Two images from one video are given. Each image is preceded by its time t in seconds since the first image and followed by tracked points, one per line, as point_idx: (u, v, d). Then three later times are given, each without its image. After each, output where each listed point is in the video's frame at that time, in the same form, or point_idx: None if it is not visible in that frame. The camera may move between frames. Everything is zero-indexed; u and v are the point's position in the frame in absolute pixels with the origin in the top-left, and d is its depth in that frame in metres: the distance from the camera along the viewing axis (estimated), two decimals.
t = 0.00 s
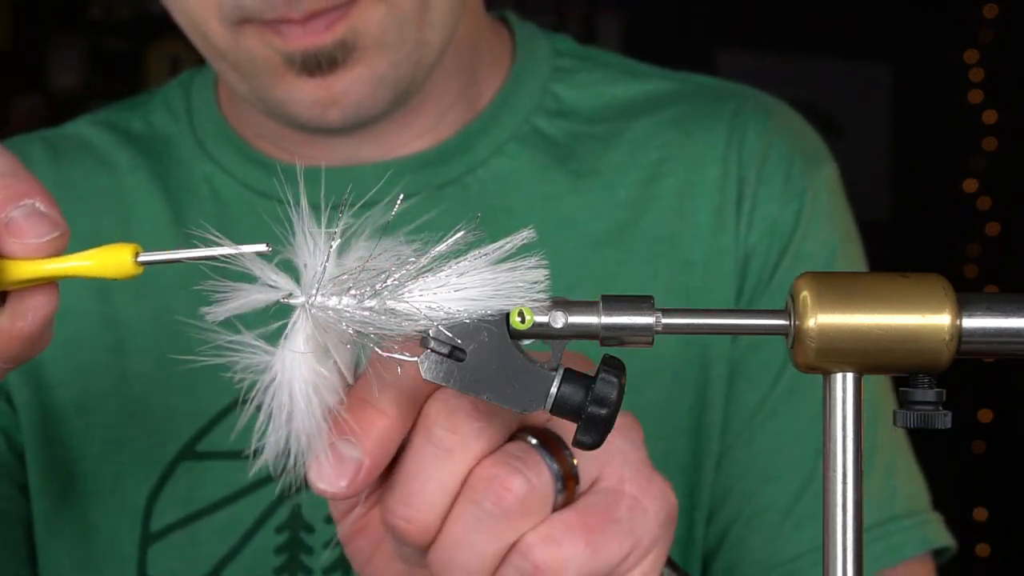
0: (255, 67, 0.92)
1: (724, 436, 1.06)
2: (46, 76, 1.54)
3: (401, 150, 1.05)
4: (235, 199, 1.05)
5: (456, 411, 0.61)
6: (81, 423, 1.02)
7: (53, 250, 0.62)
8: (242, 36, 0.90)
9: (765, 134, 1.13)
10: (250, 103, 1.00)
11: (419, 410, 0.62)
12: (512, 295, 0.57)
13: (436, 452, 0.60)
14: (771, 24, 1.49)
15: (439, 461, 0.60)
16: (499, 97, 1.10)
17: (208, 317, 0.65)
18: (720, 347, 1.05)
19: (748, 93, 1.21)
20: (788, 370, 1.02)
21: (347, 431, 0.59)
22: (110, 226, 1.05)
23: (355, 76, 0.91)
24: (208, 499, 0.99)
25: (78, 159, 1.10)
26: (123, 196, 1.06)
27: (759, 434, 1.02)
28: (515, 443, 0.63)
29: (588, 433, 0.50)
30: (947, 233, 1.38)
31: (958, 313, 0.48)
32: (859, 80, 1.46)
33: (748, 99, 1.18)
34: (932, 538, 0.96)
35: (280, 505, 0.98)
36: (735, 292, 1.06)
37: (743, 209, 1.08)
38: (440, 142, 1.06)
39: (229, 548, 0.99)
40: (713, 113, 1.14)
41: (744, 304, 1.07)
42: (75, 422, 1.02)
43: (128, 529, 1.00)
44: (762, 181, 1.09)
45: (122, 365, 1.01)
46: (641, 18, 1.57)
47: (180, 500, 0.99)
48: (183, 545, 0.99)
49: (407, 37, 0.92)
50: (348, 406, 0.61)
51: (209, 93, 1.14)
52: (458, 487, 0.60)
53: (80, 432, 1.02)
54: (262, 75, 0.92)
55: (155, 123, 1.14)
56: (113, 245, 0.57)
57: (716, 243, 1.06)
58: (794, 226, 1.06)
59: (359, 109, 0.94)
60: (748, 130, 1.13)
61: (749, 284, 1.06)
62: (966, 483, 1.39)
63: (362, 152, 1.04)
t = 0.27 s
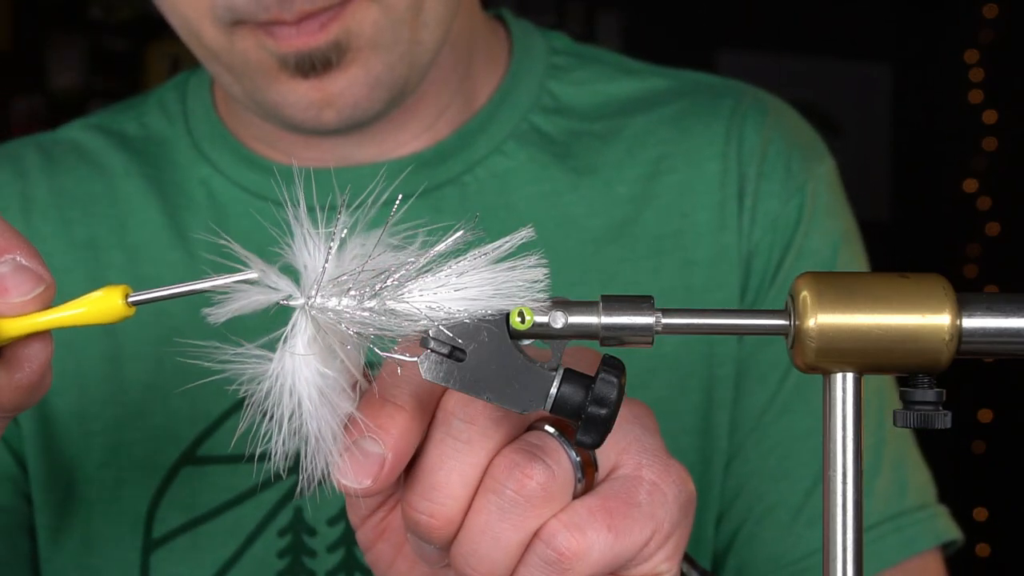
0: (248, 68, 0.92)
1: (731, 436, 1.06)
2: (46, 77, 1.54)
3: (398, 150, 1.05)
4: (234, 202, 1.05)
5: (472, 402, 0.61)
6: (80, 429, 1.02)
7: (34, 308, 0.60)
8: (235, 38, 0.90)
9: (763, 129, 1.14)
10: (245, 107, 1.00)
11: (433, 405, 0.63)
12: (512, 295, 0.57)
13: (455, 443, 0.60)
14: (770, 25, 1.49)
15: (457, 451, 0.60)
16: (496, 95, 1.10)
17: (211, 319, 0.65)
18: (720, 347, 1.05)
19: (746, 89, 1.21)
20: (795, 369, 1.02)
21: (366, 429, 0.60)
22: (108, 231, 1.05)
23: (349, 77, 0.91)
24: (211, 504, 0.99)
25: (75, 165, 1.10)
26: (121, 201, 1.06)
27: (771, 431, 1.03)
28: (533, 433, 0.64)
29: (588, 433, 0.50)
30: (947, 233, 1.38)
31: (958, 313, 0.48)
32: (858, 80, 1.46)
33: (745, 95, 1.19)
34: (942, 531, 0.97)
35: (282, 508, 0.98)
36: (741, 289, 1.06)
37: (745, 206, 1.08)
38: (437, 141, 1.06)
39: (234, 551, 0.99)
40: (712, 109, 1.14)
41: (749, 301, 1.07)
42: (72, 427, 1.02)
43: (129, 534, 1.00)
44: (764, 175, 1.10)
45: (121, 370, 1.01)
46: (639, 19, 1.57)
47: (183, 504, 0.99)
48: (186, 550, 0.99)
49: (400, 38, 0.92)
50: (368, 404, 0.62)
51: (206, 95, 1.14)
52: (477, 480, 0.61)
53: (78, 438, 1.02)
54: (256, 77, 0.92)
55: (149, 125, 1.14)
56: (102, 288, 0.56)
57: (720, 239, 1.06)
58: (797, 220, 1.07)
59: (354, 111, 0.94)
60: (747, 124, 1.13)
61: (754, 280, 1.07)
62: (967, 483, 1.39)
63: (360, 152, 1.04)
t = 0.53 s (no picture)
0: (244, 69, 0.92)
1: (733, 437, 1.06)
2: (46, 77, 1.58)
3: (396, 150, 1.05)
4: (233, 203, 1.05)
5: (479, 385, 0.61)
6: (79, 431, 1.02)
7: (53, 324, 0.59)
8: (231, 39, 0.90)
9: (762, 127, 1.13)
10: (242, 107, 1.00)
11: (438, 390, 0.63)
12: (513, 295, 0.57)
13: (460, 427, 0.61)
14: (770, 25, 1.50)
15: (462, 435, 0.61)
16: (493, 94, 1.10)
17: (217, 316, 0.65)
18: (720, 347, 1.05)
19: (745, 87, 1.21)
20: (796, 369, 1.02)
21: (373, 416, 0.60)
22: (106, 233, 1.05)
23: (345, 77, 0.91)
24: (211, 506, 0.99)
25: (72, 166, 1.10)
26: (118, 202, 1.06)
27: (774, 430, 1.03)
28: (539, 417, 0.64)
29: (588, 433, 0.51)
30: (947, 233, 1.37)
31: (958, 313, 0.48)
32: (858, 80, 1.46)
33: (745, 93, 1.19)
34: (946, 528, 0.97)
35: (283, 508, 0.98)
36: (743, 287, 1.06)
37: (746, 205, 1.08)
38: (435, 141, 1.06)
39: (234, 553, 0.99)
40: (711, 107, 1.14)
41: (750, 300, 1.07)
42: (70, 429, 1.02)
43: (128, 536, 1.00)
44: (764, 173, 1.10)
45: (118, 372, 1.01)
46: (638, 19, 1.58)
47: (182, 506, 0.99)
48: (185, 551, 0.99)
49: (397, 39, 0.92)
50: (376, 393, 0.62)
51: (203, 95, 1.14)
52: (483, 462, 0.61)
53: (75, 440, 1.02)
54: (253, 78, 0.92)
55: (146, 124, 1.14)
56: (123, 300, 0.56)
57: (721, 238, 1.06)
58: (798, 218, 1.07)
59: (351, 112, 0.94)
60: (747, 122, 1.13)
61: (756, 277, 1.07)
62: (967, 483, 1.39)
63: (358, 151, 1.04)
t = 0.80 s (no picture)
0: (241, 71, 0.92)
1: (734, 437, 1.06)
2: (46, 77, 1.58)
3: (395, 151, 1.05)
4: (232, 204, 1.05)
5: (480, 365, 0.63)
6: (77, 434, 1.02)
7: (75, 376, 0.58)
8: (227, 41, 0.90)
9: (761, 126, 1.13)
10: (238, 109, 1.00)
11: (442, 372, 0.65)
12: (512, 295, 0.57)
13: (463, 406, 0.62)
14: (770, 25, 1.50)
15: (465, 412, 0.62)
16: (491, 94, 1.10)
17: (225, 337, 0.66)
18: (721, 347, 1.05)
19: (744, 86, 1.21)
20: (797, 369, 1.02)
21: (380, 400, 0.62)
22: (104, 236, 1.05)
23: (342, 79, 0.91)
24: (211, 509, 0.99)
25: (69, 169, 1.10)
26: (116, 205, 1.06)
27: (776, 429, 1.03)
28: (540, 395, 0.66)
29: (588, 433, 0.51)
30: (947, 233, 1.38)
31: (958, 313, 0.48)
32: (858, 80, 1.46)
33: (743, 92, 1.19)
34: (949, 526, 0.97)
35: (283, 510, 0.98)
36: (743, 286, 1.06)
37: (745, 204, 1.08)
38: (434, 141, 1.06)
39: (233, 556, 0.99)
40: (710, 106, 1.14)
41: (751, 299, 1.07)
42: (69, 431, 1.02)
43: (128, 539, 1.00)
44: (763, 173, 1.10)
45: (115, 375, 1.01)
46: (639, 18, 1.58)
47: (182, 509, 0.99)
48: (184, 554, 0.99)
49: (394, 40, 0.92)
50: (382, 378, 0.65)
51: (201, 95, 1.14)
52: (487, 439, 0.63)
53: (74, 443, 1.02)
54: (249, 79, 0.92)
55: (143, 125, 1.15)
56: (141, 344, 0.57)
57: (721, 237, 1.06)
58: (798, 216, 1.07)
59: (348, 113, 0.94)
60: (747, 121, 1.13)
61: (756, 275, 1.07)
62: (967, 483, 1.39)
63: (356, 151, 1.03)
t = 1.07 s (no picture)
0: (236, 72, 0.92)
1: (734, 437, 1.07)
2: (46, 76, 1.57)
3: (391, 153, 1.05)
4: (230, 206, 1.05)
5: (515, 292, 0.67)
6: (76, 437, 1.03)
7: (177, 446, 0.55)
8: (223, 42, 0.90)
9: (756, 124, 1.13)
10: (233, 110, 1.00)
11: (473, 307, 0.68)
12: (511, 294, 0.57)
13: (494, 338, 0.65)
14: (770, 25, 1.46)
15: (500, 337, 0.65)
16: (487, 95, 1.10)
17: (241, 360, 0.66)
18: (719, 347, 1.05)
19: (740, 84, 1.21)
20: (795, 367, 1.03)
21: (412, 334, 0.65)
22: (103, 239, 1.05)
23: (337, 80, 0.91)
24: (210, 512, 0.99)
25: (66, 171, 1.10)
26: (115, 208, 1.06)
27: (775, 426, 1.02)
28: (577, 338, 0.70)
29: (589, 434, 0.50)
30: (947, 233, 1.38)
31: (958, 313, 0.48)
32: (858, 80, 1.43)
33: (740, 90, 1.19)
34: (954, 516, 0.96)
35: (283, 513, 0.98)
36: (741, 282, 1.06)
37: (741, 202, 1.08)
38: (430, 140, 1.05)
39: (233, 558, 0.99)
40: (706, 105, 1.14)
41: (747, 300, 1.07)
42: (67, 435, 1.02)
43: (127, 543, 1.00)
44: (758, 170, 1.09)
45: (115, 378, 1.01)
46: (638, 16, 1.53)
47: (183, 512, 0.99)
48: (185, 557, 0.99)
49: (390, 40, 0.92)
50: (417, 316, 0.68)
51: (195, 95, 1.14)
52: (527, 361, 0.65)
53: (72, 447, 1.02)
54: (245, 81, 0.93)
55: (138, 125, 1.14)
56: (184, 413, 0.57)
57: (717, 234, 1.06)
58: (794, 212, 1.06)
59: (344, 114, 0.94)
60: (742, 119, 1.13)
61: (753, 272, 1.07)
62: (966, 482, 1.38)
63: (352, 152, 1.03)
